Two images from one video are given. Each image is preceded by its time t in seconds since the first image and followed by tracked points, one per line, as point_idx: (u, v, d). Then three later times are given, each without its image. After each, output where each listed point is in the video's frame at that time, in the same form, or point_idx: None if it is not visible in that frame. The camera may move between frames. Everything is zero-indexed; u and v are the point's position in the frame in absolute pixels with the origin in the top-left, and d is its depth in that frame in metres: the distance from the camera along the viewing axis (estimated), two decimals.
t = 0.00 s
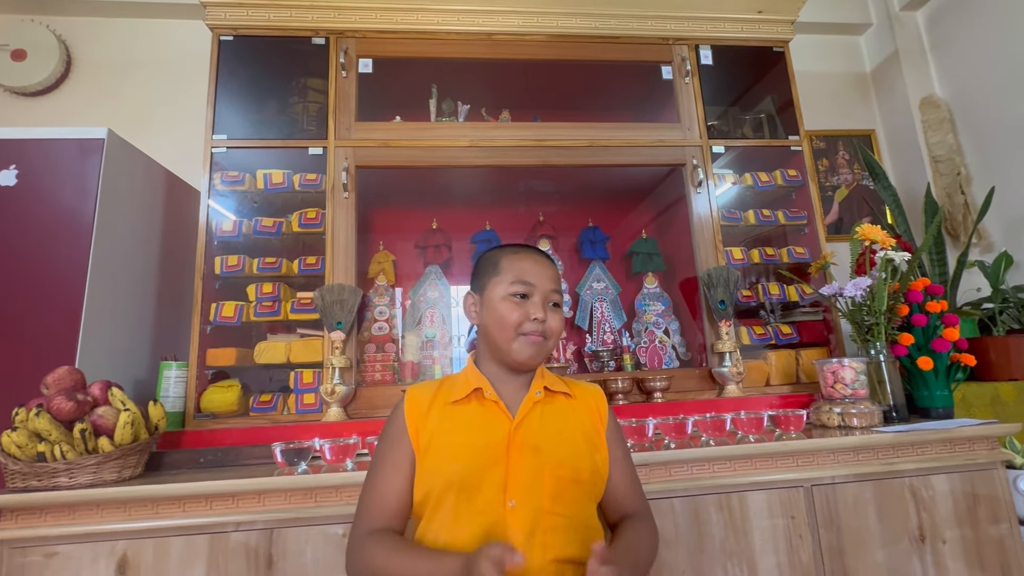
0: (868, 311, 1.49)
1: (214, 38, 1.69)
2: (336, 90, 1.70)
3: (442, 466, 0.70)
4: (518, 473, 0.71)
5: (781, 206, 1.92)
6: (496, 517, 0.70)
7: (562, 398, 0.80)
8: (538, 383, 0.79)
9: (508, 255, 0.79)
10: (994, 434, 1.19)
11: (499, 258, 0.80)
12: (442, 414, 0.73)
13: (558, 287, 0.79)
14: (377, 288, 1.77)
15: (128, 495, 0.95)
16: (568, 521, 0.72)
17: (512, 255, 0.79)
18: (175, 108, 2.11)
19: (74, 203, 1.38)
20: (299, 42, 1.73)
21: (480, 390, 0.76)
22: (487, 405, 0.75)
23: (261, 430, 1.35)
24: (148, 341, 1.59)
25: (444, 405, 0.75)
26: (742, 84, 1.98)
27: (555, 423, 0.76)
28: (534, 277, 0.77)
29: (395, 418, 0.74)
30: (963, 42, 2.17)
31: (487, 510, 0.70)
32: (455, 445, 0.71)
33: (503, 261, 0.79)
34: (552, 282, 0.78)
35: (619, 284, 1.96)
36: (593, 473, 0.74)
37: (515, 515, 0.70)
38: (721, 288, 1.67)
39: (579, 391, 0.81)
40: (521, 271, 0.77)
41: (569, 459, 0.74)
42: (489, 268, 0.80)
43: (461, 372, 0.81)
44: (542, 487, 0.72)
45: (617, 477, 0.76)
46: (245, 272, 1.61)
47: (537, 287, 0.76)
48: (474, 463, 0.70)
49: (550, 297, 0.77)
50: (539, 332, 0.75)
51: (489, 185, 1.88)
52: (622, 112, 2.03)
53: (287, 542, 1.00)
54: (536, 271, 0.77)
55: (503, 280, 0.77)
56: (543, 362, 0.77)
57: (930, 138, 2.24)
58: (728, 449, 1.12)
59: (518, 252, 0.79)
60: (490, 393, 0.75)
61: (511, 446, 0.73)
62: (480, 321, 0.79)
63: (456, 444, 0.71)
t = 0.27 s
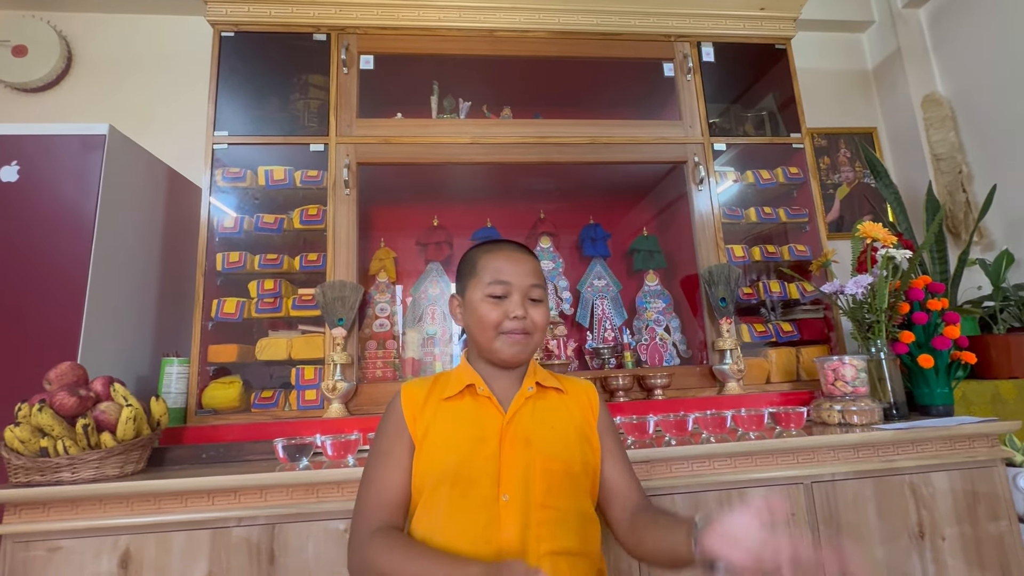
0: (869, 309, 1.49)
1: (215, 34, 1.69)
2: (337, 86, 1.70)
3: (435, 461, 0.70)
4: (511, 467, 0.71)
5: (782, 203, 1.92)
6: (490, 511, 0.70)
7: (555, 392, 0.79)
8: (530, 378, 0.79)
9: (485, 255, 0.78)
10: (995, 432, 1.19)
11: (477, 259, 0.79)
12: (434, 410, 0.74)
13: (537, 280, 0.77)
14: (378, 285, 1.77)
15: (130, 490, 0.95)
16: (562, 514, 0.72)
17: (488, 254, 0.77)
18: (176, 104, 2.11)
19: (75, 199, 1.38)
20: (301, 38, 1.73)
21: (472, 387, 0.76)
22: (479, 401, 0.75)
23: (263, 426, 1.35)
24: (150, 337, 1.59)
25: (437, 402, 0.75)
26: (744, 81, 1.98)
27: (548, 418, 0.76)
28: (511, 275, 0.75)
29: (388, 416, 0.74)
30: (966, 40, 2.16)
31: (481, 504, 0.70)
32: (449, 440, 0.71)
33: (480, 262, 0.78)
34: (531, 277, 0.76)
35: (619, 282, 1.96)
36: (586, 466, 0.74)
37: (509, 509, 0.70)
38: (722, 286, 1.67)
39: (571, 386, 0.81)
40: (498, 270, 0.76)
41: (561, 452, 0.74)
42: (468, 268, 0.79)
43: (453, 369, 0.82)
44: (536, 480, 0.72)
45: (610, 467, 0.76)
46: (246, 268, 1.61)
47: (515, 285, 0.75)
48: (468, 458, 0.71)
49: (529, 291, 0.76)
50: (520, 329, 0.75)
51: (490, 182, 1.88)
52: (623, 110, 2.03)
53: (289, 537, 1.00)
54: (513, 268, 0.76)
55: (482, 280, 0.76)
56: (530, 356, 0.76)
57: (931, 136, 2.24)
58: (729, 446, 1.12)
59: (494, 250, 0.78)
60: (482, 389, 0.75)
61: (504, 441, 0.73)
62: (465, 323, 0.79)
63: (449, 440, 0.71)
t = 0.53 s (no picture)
0: (869, 308, 1.49)
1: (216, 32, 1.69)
2: (338, 84, 1.70)
3: (433, 461, 0.70)
4: (510, 465, 0.71)
5: (783, 202, 1.91)
6: (490, 510, 0.69)
7: (553, 390, 0.79)
8: (528, 375, 0.79)
9: (466, 255, 0.79)
10: (994, 431, 1.19)
11: (459, 261, 0.80)
12: (431, 411, 0.74)
13: (520, 273, 0.77)
14: (379, 283, 1.77)
15: (131, 487, 0.95)
16: (563, 513, 0.71)
17: (469, 254, 0.78)
18: (177, 102, 2.11)
19: (76, 197, 1.38)
20: (301, 36, 1.73)
21: (469, 386, 0.76)
22: (477, 400, 0.75)
23: (264, 423, 1.36)
24: (151, 334, 1.60)
25: (434, 402, 0.75)
26: (746, 80, 1.98)
27: (548, 416, 0.75)
28: (492, 271, 0.76)
29: (385, 418, 0.74)
30: (968, 39, 2.16)
31: (479, 503, 0.69)
32: (447, 439, 0.71)
33: (462, 263, 0.78)
34: (513, 271, 0.77)
35: (620, 281, 1.96)
36: (587, 463, 0.74)
37: (508, 509, 0.69)
38: (722, 285, 1.67)
39: (569, 383, 0.81)
40: (479, 268, 0.76)
41: (561, 450, 0.73)
42: (452, 271, 0.80)
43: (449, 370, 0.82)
44: (536, 479, 0.71)
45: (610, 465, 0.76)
46: (247, 266, 1.61)
47: (497, 280, 0.75)
48: (466, 457, 0.70)
49: (513, 286, 0.76)
50: (508, 324, 0.75)
51: (491, 181, 1.88)
52: (624, 108, 2.03)
53: (290, 534, 1.00)
54: (494, 265, 0.76)
55: (466, 280, 0.77)
56: (522, 350, 0.77)
57: (933, 135, 2.24)
58: (729, 444, 1.12)
59: (475, 249, 0.79)
60: (479, 389, 0.75)
61: (502, 440, 0.72)
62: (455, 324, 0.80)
63: (447, 440, 0.71)
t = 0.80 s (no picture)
0: (869, 307, 1.49)
1: (216, 29, 1.69)
2: (338, 82, 1.69)
3: (437, 461, 0.70)
4: (514, 465, 0.71)
5: (783, 200, 1.91)
6: (494, 509, 0.70)
7: (556, 388, 0.79)
8: (530, 373, 0.79)
9: (452, 259, 0.78)
10: (994, 430, 1.20)
11: (445, 266, 0.79)
12: (434, 411, 0.73)
13: (509, 268, 0.77)
14: (379, 281, 1.77)
15: (131, 484, 0.95)
16: (567, 512, 0.71)
17: (455, 257, 0.78)
18: (176, 99, 2.10)
19: (76, 194, 1.38)
20: (301, 33, 1.73)
21: (471, 386, 0.76)
22: (480, 400, 0.75)
23: (264, 421, 1.36)
24: (150, 332, 1.60)
25: (436, 402, 0.74)
26: (746, 79, 1.97)
27: (551, 415, 0.75)
28: (481, 271, 0.76)
29: (388, 418, 0.74)
30: (969, 37, 2.15)
31: (483, 502, 0.70)
32: (450, 440, 0.71)
33: (449, 267, 0.78)
34: (501, 267, 0.76)
35: (620, 279, 1.96)
36: (590, 462, 0.74)
37: (513, 508, 0.69)
38: (722, 284, 1.67)
39: (571, 381, 0.81)
40: (468, 270, 0.76)
41: (565, 449, 0.73)
42: (440, 278, 0.79)
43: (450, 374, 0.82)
44: (540, 477, 0.72)
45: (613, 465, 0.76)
46: (247, 264, 1.61)
47: (488, 279, 0.75)
48: (470, 458, 0.70)
49: (505, 282, 0.76)
50: (507, 320, 0.75)
51: (491, 179, 1.88)
52: (624, 106, 2.03)
53: (290, 532, 1.01)
54: (482, 264, 0.76)
55: (457, 285, 0.76)
56: (523, 344, 0.76)
57: (934, 134, 2.24)
58: (728, 443, 1.13)
59: (459, 252, 0.78)
60: (482, 388, 0.75)
61: (505, 440, 0.72)
62: (453, 331, 0.79)
63: (451, 440, 0.71)
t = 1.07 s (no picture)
0: (869, 306, 1.49)
1: (217, 27, 1.69)
2: (339, 80, 1.69)
3: (438, 457, 0.70)
4: (515, 461, 0.71)
5: (785, 199, 1.90)
6: (496, 505, 0.70)
7: (555, 385, 0.79)
8: (530, 370, 0.80)
9: (449, 259, 0.78)
10: (994, 429, 1.20)
11: (442, 266, 0.79)
12: (434, 408, 0.74)
13: (505, 268, 0.77)
14: (379, 279, 1.77)
15: (132, 481, 0.96)
16: (569, 506, 0.71)
17: (452, 257, 0.78)
18: (177, 97, 2.11)
19: (77, 191, 1.39)
20: (302, 31, 1.72)
21: (471, 383, 0.76)
22: (480, 397, 0.75)
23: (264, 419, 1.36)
24: (151, 329, 1.60)
25: (437, 399, 0.75)
26: (747, 77, 1.97)
27: (551, 411, 0.75)
28: (477, 271, 0.76)
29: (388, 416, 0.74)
30: (972, 36, 2.14)
31: (485, 498, 0.70)
32: (451, 436, 0.71)
33: (446, 267, 0.78)
34: (497, 267, 0.76)
35: (621, 278, 1.96)
36: (591, 458, 0.74)
37: (515, 504, 0.70)
38: (722, 282, 1.67)
39: (570, 378, 0.81)
40: (464, 270, 0.76)
41: (565, 444, 0.73)
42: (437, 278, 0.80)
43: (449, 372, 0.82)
44: (541, 472, 0.72)
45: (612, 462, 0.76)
46: (248, 262, 1.62)
47: (484, 279, 0.75)
48: (471, 454, 0.71)
49: (501, 282, 0.76)
50: (502, 321, 0.75)
51: (492, 177, 1.88)
52: (625, 105, 2.02)
53: (291, 529, 1.01)
54: (478, 264, 0.76)
55: (453, 285, 0.77)
56: (519, 344, 0.77)
57: (935, 132, 2.23)
58: (728, 441, 1.13)
59: (455, 253, 0.78)
60: (482, 385, 0.76)
61: (506, 436, 0.72)
62: (450, 330, 0.80)
63: (452, 436, 0.71)
